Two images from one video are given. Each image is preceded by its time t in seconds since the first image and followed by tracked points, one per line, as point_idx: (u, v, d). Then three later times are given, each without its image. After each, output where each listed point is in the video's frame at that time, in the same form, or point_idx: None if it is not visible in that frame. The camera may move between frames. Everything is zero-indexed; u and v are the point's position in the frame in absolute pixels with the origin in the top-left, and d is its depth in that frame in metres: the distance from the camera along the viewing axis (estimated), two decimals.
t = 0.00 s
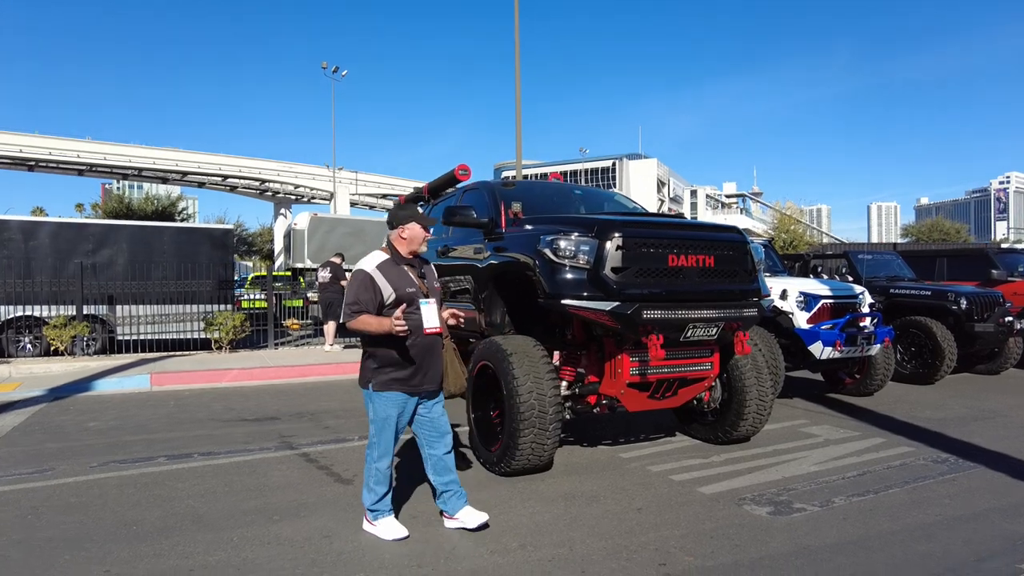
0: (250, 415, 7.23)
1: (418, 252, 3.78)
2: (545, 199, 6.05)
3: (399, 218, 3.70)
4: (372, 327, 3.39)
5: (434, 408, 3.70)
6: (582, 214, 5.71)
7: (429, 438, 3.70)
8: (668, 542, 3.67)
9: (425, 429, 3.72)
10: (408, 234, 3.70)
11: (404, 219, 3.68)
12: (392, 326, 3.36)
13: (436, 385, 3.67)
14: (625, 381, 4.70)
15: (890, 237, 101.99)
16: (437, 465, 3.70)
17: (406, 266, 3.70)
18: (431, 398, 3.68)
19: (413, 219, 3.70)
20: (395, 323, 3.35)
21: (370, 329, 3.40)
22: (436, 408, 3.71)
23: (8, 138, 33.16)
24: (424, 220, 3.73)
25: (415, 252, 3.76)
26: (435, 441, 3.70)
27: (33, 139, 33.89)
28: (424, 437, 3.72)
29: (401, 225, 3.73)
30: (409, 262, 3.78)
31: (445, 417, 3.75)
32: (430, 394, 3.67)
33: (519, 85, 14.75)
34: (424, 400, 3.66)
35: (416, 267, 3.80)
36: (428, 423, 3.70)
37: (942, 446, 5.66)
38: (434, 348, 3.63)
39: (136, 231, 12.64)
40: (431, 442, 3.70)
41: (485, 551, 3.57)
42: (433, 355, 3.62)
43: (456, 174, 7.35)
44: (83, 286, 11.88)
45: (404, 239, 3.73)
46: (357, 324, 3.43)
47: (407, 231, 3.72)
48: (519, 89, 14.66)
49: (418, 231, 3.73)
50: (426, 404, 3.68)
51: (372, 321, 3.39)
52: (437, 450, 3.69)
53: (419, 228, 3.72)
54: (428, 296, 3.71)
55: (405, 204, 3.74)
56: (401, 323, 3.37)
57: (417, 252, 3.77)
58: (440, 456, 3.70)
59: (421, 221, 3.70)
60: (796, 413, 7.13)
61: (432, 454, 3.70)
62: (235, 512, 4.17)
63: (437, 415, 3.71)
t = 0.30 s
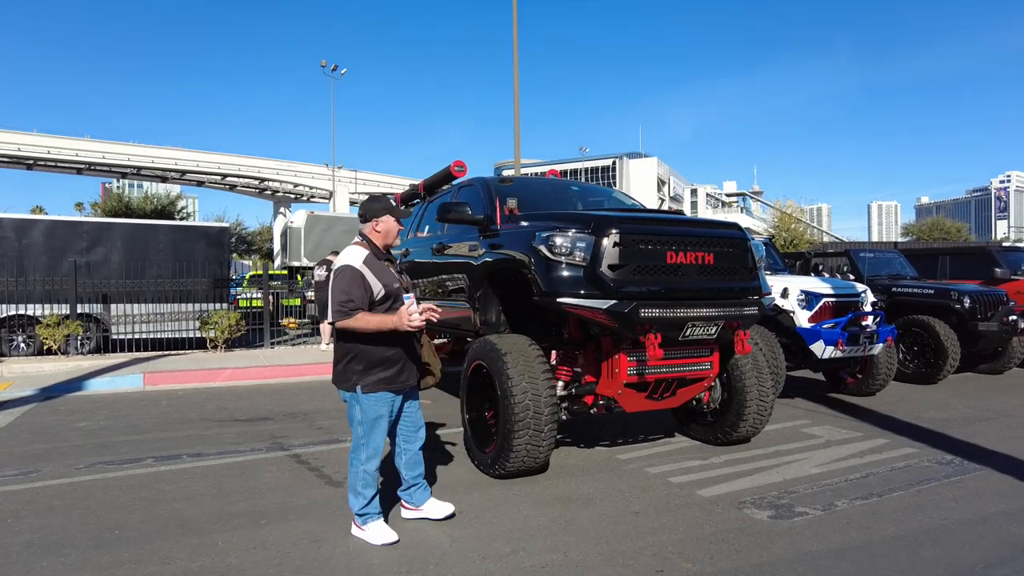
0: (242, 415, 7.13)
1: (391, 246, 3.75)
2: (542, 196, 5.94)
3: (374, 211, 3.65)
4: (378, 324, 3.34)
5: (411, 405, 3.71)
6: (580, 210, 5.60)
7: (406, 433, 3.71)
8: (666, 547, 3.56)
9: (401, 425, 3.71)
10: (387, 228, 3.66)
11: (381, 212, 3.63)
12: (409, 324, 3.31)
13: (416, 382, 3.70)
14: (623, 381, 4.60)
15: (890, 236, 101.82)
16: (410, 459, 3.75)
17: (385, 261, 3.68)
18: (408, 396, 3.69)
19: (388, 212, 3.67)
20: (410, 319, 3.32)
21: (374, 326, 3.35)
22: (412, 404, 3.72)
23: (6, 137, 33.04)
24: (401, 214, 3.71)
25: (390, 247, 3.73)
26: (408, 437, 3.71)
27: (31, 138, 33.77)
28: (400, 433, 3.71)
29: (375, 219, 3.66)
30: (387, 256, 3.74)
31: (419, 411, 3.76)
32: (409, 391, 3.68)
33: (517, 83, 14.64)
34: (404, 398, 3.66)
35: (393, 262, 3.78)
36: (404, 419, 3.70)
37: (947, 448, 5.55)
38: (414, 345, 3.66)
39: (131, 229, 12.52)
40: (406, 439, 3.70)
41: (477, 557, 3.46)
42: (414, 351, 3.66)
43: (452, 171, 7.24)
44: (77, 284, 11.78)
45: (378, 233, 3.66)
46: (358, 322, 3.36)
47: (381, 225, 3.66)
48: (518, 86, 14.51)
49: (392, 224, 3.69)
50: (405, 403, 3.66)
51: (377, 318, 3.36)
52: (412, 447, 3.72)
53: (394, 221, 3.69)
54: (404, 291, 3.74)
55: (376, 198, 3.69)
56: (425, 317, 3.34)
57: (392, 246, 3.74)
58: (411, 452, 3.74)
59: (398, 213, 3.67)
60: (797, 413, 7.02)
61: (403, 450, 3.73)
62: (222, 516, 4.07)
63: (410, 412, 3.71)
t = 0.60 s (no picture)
0: (235, 417, 7.00)
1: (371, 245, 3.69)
2: (540, 193, 5.81)
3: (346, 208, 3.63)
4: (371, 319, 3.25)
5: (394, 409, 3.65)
6: (578, 208, 5.48)
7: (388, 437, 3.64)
8: (666, 556, 3.44)
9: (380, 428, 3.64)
10: (366, 224, 3.60)
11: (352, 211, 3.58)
12: (404, 317, 3.21)
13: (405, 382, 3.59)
14: (622, 384, 4.47)
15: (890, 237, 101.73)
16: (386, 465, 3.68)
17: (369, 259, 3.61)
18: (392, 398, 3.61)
19: (358, 211, 3.61)
20: (406, 312, 3.21)
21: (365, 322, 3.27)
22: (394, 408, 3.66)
23: (5, 136, 32.90)
24: (377, 210, 3.64)
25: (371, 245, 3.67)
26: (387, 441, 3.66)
27: (29, 137, 33.63)
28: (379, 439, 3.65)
29: (349, 219, 3.62)
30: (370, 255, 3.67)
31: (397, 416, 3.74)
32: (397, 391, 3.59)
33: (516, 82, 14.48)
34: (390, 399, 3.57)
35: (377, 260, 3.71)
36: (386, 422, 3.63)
37: (954, 452, 5.42)
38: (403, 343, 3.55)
39: (126, 228, 12.38)
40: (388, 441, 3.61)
41: (469, 566, 3.34)
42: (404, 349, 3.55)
43: (449, 168, 7.11)
44: (71, 284, 11.65)
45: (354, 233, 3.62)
46: (349, 319, 3.26)
47: (356, 223, 3.61)
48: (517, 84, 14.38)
49: (361, 221, 3.63)
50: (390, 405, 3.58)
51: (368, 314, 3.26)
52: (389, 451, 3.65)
53: (364, 218, 3.62)
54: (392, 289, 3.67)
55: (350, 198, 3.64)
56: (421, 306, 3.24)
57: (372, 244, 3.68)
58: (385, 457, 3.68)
59: (367, 211, 3.61)
60: (800, 416, 6.90)
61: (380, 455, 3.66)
62: (208, 522, 3.94)
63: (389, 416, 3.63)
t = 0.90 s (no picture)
0: (226, 422, 6.85)
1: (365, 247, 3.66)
2: (538, 194, 5.67)
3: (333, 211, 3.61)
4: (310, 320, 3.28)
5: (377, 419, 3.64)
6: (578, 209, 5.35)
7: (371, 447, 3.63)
8: (668, 573, 3.30)
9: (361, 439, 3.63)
10: (352, 227, 3.58)
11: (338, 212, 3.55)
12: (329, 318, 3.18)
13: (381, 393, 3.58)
14: (622, 391, 4.34)
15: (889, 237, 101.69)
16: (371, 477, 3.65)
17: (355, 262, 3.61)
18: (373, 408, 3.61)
19: (346, 212, 3.58)
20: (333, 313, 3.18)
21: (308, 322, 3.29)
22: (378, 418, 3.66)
23: None
24: (368, 213, 3.58)
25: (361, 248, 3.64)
26: (370, 451, 3.65)
27: (25, 136, 33.43)
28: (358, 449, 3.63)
29: (341, 219, 3.61)
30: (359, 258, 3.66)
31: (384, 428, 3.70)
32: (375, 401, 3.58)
33: (515, 80, 14.33)
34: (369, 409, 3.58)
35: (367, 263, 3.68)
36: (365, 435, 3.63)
37: (963, 459, 5.28)
38: (381, 353, 3.53)
39: (119, 228, 12.22)
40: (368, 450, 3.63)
41: None
42: (380, 359, 3.53)
43: (445, 168, 6.98)
44: (63, 285, 11.49)
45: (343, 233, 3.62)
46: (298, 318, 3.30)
47: (345, 225, 3.60)
48: (515, 83, 14.24)
49: (351, 224, 3.59)
50: (370, 415, 3.60)
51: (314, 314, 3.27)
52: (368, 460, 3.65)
53: (353, 221, 3.57)
54: (375, 295, 3.59)
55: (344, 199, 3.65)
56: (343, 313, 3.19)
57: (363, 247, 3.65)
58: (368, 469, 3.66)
59: (358, 214, 3.57)
60: (804, 421, 6.76)
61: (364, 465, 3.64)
62: (192, 535, 3.80)
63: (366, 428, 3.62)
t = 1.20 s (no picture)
0: (221, 424, 6.74)
1: (357, 247, 3.58)
2: (538, 192, 5.55)
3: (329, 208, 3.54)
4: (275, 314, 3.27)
5: (367, 422, 3.56)
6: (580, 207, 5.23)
7: (361, 449, 3.56)
8: None
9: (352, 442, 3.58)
10: (343, 226, 3.51)
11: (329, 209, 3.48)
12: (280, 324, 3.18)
13: (363, 396, 3.49)
14: (625, 394, 4.22)
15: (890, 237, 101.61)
16: (363, 481, 3.57)
17: (343, 262, 3.53)
18: (361, 409, 3.54)
19: (339, 210, 3.51)
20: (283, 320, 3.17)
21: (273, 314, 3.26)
22: (368, 423, 3.56)
23: None
24: (362, 213, 3.49)
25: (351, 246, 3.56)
26: (362, 457, 3.57)
27: (25, 135, 33.33)
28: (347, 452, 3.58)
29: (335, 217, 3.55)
30: (349, 256, 3.58)
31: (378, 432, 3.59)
32: (360, 403, 3.51)
33: (515, 78, 14.22)
34: (355, 411, 3.52)
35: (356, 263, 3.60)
36: (355, 438, 3.56)
37: (973, 463, 5.17)
38: (360, 355, 3.46)
39: (115, 227, 12.11)
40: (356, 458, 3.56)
41: None
42: (359, 361, 3.45)
43: (444, 166, 6.87)
44: (58, 284, 11.38)
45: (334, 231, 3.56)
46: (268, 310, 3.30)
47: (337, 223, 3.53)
48: (515, 81, 14.13)
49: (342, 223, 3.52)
50: (358, 417, 3.53)
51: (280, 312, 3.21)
52: (359, 467, 3.57)
53: (344, 220, 3.50)
54: (359, 296, 3.51)
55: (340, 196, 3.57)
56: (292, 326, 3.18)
57: (353, 246, 3.57)
58: (362, 473, 3.57)
59: (349, 213, 3.49)
60: (808, 424, 6.64)
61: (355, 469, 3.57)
62: (181, 543, 3.68)
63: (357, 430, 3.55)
